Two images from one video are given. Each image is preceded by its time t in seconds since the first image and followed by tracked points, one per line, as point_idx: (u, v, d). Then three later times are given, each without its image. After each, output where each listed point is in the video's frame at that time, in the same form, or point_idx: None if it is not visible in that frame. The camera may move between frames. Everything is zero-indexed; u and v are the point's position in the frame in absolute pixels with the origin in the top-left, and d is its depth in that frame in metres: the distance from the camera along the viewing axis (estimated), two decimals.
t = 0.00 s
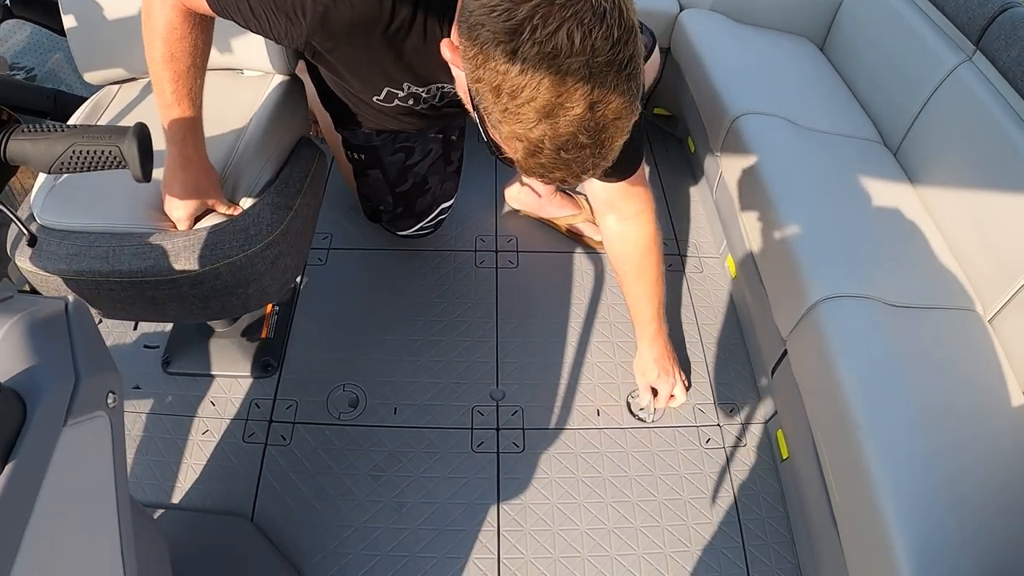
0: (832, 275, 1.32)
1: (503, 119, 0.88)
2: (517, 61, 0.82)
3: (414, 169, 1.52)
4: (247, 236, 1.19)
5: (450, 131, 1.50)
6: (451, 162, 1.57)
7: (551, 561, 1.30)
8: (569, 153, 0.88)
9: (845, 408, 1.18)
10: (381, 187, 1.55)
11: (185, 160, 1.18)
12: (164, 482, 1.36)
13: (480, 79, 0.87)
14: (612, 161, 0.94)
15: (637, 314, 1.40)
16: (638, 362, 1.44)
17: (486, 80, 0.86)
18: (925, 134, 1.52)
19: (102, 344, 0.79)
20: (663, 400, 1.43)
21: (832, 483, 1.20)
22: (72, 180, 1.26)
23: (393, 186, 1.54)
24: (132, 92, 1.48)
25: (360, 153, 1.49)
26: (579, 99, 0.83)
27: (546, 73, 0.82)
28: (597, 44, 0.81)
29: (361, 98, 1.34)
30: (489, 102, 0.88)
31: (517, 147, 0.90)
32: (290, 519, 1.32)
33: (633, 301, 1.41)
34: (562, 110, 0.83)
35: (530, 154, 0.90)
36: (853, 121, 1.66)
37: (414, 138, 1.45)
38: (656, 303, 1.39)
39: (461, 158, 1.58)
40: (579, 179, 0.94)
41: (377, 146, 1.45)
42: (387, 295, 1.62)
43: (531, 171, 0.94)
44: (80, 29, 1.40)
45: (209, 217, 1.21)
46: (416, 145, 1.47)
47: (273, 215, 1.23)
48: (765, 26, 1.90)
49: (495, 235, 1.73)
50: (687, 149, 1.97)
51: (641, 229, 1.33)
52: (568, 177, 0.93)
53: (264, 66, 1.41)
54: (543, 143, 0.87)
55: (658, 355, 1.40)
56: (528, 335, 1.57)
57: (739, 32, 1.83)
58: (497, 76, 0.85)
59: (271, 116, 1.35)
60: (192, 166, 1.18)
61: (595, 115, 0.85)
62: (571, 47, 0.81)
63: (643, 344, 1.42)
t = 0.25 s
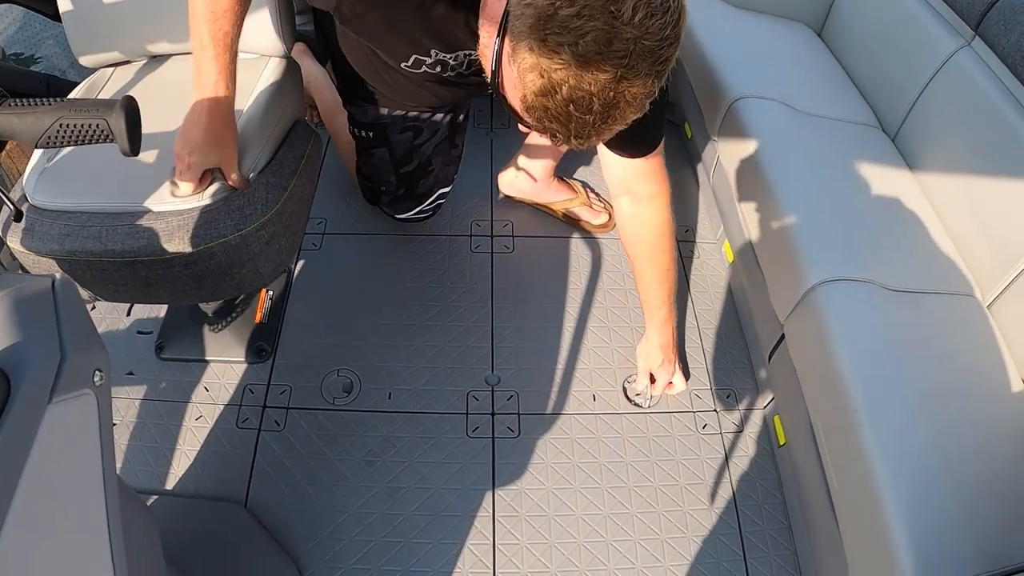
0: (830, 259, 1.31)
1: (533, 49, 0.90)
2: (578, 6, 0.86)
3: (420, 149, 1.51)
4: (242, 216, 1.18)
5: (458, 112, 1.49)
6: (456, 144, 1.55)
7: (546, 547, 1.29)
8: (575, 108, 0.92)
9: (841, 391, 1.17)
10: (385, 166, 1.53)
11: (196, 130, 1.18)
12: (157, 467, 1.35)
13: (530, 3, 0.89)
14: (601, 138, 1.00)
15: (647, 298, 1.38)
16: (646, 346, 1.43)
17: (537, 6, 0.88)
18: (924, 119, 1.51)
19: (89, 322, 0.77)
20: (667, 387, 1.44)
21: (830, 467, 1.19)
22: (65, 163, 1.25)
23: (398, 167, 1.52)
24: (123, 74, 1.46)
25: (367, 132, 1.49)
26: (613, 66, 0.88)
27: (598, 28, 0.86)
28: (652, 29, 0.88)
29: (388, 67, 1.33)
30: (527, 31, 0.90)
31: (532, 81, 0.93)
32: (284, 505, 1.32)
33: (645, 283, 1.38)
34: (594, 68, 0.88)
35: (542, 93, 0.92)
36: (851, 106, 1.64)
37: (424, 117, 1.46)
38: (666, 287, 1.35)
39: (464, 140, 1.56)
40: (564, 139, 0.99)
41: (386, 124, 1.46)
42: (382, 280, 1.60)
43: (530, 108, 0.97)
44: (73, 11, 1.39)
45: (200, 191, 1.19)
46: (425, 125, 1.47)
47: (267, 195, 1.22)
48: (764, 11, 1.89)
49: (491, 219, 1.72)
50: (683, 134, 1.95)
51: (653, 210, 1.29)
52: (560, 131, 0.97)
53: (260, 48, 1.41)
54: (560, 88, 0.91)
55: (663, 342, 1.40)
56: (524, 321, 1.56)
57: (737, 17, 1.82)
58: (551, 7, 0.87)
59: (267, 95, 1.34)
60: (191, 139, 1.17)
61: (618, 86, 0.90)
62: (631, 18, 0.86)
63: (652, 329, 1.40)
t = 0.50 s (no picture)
0: (830, 246, 1.31)
1: (592, 15, 0.90)
2: None
3: (426, 137, 1.49)
4: (238, 191, 1.18)
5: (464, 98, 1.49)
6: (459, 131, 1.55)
7: (547, 536, 1.29)
8: (632, 75, 0.92)
9: (841, 377, 1.17)
10: (391, 155, 1.50)
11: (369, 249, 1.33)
12: (156, 459, 1.35)
13: None
14: (648, 110, 0.99)
15: (654, 284, 1.41)
16: (647, 331, 1.46)
17: None
18: (924, 108, 1.50)
19: (85, 309, 0.76)
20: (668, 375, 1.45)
21: (831, 454, 1.19)
22: (61, 151, 1.24)
23: (403, 154, 1.50)
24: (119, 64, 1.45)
25: (375, 120, 1.44)
26: (674, 33, 0.90)
27: None
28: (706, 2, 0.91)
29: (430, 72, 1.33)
30: None
31: (589, 47, 0.91)
32: (284, 496, 1.31)
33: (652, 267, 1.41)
34: (657, 33, 0.89)
35: (599, 59, 0.91)
36: (851, 95, 1.64)
37: (432, 103, 1.44)
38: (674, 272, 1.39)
39: (464, 132, 1.56)
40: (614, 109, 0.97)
41: (397, 111, 1.41)
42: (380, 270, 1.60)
43: (584, 77, 0.94)
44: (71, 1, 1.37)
45: (195, 170, 1.20)
46: (434, 112, 1.45)
47: (262, 172, 1.22)
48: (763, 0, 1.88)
49: (489, 209, 1.71)
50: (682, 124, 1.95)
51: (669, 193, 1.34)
52: (613, 98, 0.95)
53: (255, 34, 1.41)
54: (621, 52, 0.90)
55: (669, 329, 1.42)
56: (523, 310, 1.55)
57: (736, 6, 1.81)
58: None
59: (263, 81, 1.34)
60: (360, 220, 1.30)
61: (674, 55, 0.91)
62: None
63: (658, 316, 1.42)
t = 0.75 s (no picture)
0: (828, 238, 1.30)
1: (606, 55, 0.94)
2: (651, 17, 0.93)
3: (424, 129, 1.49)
4: (233, 185, 1.18)
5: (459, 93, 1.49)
6: (450, 123, 1.55)
7: (545, 529, 1.29)
8: (643, 112, 0.97)
9: (840, 371, 1.17)
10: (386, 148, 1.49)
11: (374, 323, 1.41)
12: (153, 454, 1.34)
13: (603, 14, 0.95)
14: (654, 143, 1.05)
15: (655, 278, 1.41)
16: (647, 324, 1.46)
17: (612, 16, 0.94)
18: (921, 99, 1.50)
19: (79, 306, 0.75)
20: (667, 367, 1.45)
21: (828, 448, 1.19)
22: (56, 146, 1.24)
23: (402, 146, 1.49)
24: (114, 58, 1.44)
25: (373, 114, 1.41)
26: (682, 73, 0.95)
27: (670, 38, 0.93)
28: (712, 41, 0.97)
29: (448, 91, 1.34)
30: (599, 39, 0.94)
31: (602, 87, 0.96)
32: (281, 489, 1.31)
33: (653, 259, 1.41)
34: (667, 73, 0.94)
35: (613, 98, 0.96)
36: (848, 86, 1.63)
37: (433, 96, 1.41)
38: (676, 263, 1.40)
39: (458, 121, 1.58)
40: (624, 144, 1.02)
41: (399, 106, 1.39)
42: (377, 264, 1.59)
43: (597, 114, 0.99)
44: None
45: (190, 165, 1.19)
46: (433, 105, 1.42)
47: (258, 166, 1.21)
48: None
49: (486, 202, 1.71)
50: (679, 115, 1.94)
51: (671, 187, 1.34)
52: (623, 135, 1.00)
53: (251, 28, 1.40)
54: (632, 91, 0.95)
55: (671, 321, 1.43)
56: (520, 303, 1.55)
57: None
58: (627, 18, 0.93)
59: (258, 75, 1.33)
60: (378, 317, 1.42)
61: (682, 92, 0.97)
62: (698, 32, 0.95)
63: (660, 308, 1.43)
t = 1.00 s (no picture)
0: (826, 230, 1.29)
1: (605, 49, 0.93)
2: (651, 9, 0.92)
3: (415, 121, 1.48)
4: (225, 179, 1.17)
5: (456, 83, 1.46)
6: (441, 115, 1.55)
7: (540, 523, 1.28)
8: (641, 105, 0.97)
9: (837, 364, 1.16)
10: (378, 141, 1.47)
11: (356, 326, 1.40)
12: (147, 450, 1.34)
13: (601, 6, 0.93)
14: (652, 134, 1.04)
15: (650, 270, 1.40)
16: (642, 318, 1.45)
17: (610, 8, 0.92)
18: (919, 91, 1.49)
19: (66, 303, 0.74)
20: (663, 361, 1.44)
21: (826, 441, 1.18)
22: (47, 141, 1.23)
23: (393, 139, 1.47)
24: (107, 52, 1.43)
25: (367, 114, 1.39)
26: (681, 65, 0.95)
27: (671, 31, 0.92)
28: (712, 33, 0.95)
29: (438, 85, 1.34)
30: (598, 32, 0.93)
31: (601, 79, 0.95)
32: (275, 485, 1.30)
33: (648, 252, 1.40)
34: (666, 66, 0.94)
35: (611, 91, 0.96)
36: (847, 78, 1.62)
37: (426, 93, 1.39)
38: (671, 255, 1.39)
39: (449, 112, 1.57)
40: (622, 136, 1.02)
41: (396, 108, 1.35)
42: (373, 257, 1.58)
43: (595, 107, 0.99)
44: None
45: (182, 159, 1.18)
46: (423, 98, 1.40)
47: (250, 159, 1.21)
48: None
49: (481, 195, 1.70)
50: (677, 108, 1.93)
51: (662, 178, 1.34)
52: (621, 127, 1.00)
53: (244, 20, 1.39)
54: (632, 84, 0.94)
55: (666, 314, 1.41)
56: (516, 297, 1.54)
57: None
58: (627, 11, 0.92)
59: (250, 68, 1.32)
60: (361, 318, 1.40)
61: (680, 85, 0.97)
62: (698, 24, 0.93)
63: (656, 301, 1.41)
